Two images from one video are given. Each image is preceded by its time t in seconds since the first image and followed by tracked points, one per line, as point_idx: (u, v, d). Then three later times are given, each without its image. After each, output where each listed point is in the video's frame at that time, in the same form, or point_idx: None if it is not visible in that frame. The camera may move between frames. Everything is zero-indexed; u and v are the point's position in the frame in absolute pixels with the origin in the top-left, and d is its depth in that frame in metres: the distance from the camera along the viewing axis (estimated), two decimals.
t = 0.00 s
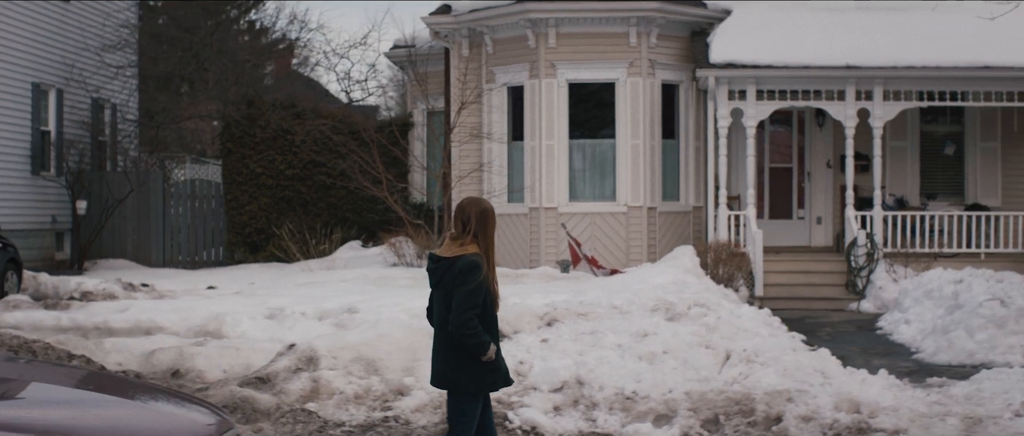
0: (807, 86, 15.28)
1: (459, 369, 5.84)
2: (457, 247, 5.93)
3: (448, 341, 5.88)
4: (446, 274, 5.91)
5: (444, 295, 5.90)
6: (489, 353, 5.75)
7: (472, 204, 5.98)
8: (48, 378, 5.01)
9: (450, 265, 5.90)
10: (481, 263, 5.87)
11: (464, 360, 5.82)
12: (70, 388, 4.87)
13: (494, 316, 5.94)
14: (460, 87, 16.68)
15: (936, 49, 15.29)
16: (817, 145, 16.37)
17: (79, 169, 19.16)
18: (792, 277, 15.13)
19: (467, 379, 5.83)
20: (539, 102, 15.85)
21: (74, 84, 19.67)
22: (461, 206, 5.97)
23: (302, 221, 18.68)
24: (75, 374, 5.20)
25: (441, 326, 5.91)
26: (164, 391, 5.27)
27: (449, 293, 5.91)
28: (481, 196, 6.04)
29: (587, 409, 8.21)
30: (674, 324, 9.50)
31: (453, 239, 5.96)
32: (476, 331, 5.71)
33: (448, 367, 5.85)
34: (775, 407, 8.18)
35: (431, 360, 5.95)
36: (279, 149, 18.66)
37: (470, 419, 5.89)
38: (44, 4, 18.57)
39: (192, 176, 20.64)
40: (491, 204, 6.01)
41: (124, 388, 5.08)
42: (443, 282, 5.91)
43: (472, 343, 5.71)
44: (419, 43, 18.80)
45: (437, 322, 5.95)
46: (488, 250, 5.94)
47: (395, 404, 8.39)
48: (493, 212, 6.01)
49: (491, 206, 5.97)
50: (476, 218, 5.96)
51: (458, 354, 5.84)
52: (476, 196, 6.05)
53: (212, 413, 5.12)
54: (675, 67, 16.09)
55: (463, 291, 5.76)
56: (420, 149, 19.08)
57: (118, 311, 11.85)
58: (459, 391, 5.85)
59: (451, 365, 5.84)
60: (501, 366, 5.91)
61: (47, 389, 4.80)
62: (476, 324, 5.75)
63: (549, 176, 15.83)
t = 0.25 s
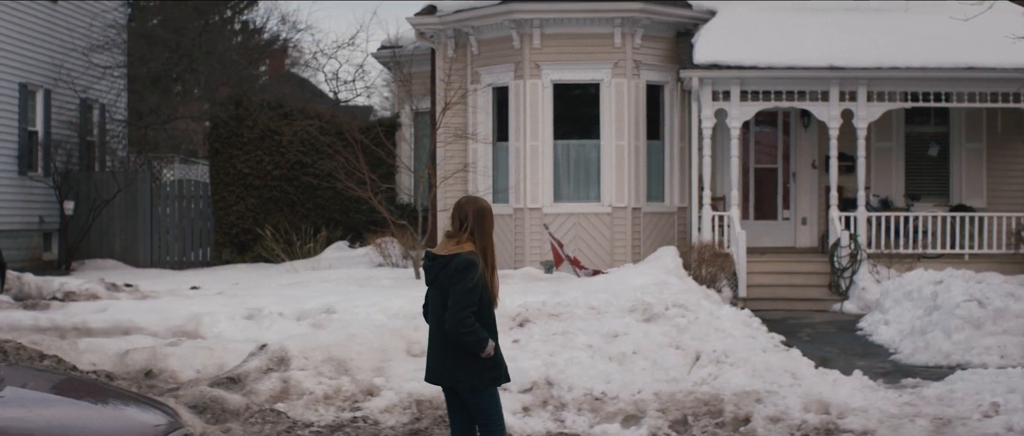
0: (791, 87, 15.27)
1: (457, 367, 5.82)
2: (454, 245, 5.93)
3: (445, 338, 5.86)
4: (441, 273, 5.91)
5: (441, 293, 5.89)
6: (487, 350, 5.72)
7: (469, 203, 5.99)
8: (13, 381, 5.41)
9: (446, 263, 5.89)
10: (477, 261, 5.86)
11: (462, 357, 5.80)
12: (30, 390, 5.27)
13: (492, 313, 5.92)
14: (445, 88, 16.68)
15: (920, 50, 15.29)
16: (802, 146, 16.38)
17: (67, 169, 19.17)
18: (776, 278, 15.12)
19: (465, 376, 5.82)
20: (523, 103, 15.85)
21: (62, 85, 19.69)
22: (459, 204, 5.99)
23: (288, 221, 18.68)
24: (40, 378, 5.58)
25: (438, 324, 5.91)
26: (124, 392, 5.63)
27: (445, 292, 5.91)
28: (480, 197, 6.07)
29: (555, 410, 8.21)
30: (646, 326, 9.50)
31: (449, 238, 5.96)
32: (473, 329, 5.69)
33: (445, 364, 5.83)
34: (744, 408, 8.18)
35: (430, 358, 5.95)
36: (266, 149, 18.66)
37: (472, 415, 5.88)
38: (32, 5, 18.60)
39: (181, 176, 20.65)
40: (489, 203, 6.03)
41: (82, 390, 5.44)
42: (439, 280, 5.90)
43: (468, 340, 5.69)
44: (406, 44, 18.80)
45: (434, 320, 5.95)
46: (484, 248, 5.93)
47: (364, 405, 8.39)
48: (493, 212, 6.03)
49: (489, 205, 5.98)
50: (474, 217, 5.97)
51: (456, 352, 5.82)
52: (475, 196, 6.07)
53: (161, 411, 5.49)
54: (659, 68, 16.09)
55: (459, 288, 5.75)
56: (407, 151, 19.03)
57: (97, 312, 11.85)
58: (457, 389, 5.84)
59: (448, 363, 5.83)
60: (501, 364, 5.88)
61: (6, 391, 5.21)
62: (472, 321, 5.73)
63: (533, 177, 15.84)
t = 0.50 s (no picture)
0: (777, 87, 15.26)
1: (452, 369, 5.79)
2: (448, 248, 5.88)
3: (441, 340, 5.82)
4: (436, 275, 5.87)
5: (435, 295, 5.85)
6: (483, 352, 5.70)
7: (463, 206, 5.96)
8: None
9: (441, 266, 5.85)
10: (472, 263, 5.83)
11: (457, 359, 5.77)
12: None
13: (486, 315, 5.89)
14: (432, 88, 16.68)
15: (905, 51, 15.29)
16: (789, 147, 16.38)
17: (56, 170, 19.17)
18: (761, 279, 15.11)
19: (462, 378, 5.78)
20: (509, 104, 15.86)
21: (51, 85, 19.71)
22: (452, 208, 5.94)
23: (277, 222, 18.68)
24: None
25: (433, 326, 5.86)
26: (81, 394, 5.65)
27: (440, 293, 5.86)
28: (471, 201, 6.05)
29: (525, 410, 8.20)
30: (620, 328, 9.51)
31: (442, 241, 5.92)
32: (469, 331, 5.67)
33: (440, 366, 5.80)
34: (713, 409, 8.19)
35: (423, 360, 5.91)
36: (255, 150, 18.67)
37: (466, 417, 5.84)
38: (20, 6, 18.62)
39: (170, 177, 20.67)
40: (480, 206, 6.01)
41: (37, 392, 5.47)
42: (434, 283, 5.87)
43: (465, 343, 5.66)
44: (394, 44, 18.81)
45: (428, 322, 5.90)
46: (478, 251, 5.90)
47: (334, 405, 8.40)
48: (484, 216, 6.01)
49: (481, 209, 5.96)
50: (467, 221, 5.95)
51: (452, 353, 5.78)
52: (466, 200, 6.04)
53: (111, 410, 5.49)
54: (646, 68, 16.09)
55: (455, 291, 5.72)
56: (396, 153, 19.02)
57: (77, 312, 11.86)
58: (453, 391, 5.80)
59: (443, 365, 5.79)
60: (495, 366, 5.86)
61: None
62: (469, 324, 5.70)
63: (520, 177, 15.84)
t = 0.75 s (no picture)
0: (763, 87, 15.25)
1: (463, 371, 5.89)
2: (455, 250, 5.96)
3: (451, 341, 5.92)
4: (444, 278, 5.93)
5: (445, 298, 5.93)
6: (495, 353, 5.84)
7: (461, 209, 6.04)
8: None
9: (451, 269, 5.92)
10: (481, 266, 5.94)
11: (468, 360, 5.88)
12: None
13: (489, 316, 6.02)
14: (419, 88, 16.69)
15: (891, 51, 15.29)
16: (775, 147, 16.38)
17: (45, 170, 19.17)
18: (746, 279, 15.10)
19: (470, 378, 5.89)
20: (495, 104, 15.86)
21: (40, 85, 19.72)
22: (453, 211, 6.01)
23: (266, 222, 18.67)
24: None
25: (441, 328, 5.94)
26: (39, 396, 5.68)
27: (449, 296, 5.93)
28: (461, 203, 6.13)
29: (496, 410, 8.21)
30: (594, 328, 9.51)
31: (447, 244, 5.98)
32: (485, 334, 5.79)
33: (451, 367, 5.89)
34: (683, 409, 8.19)
35: (429, 361, 5.97)
36: (244, 150, 18.67)
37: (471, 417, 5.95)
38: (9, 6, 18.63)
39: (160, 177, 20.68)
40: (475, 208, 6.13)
41: None
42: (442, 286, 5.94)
43: (482, 346, 5.78)
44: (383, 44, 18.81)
45: (436, 324, 5.97)
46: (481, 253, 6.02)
47: (305, 405, 8.41)
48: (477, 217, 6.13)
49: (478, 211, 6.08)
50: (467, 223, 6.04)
51: (461, 354, 5.89)
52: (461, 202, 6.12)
53: (65, 411, 5.51)
54: (632, 68, 16.10)
55: (471, 294, 5.82)
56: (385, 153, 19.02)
57: (57, 313, 11.87)
58: (461, 391, 5.91)
59: (454, 366, 5.89)
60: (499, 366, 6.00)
61: None
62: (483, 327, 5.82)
63: (506, 178, 15.86)
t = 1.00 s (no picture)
0: (748, 87, 15.24)
1: (476, 365, 5.88)
2: (469, 247, 5.99)
3: (463, 335, 5.92)
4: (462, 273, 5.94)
5: (460, 292, 5.93)
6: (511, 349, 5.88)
7: (466, 203, 6.04)
8: None
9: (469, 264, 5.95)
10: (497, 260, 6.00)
11: (482, 355, 5.88)
12: None
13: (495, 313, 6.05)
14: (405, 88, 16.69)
15: (878, 51, 15.28)
16: (762, 147, 16.38)
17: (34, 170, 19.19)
18: (732, 279, 15.09)
19: (480, 373, 5.88)
20: (482, 104, 15.87)
21: (29, 86, 19.75)
22: (463, 207, 6.00)
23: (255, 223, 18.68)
24: None
25: (457, 322, 5.93)
26: None
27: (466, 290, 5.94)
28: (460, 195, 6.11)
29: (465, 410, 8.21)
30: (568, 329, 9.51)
31: (462, 239, 6.00)
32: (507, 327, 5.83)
33: (466, 360, 5.87)
34: (653, 409, 8.19)
35: (439, 354, 5.93)
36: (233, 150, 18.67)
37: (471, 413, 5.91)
38: None
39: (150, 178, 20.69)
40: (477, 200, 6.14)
41: None
42: (459, 280, 5.94)
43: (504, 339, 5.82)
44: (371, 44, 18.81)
45: (449, 317, 5.95)
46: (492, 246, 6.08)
47: (276, 405, 8.42)
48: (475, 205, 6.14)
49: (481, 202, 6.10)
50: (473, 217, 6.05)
51: (473, 349, 5.88)
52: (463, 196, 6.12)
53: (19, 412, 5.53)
54: (619, 68, 16.10)
55: (490, 288, 5.86)
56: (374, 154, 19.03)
57: (38, 313, 11.89)
58: (468, 385, 5.88)
59: (468, 359, 5.87)
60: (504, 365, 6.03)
61: None
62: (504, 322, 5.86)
63: (492, 178, 15.85)
